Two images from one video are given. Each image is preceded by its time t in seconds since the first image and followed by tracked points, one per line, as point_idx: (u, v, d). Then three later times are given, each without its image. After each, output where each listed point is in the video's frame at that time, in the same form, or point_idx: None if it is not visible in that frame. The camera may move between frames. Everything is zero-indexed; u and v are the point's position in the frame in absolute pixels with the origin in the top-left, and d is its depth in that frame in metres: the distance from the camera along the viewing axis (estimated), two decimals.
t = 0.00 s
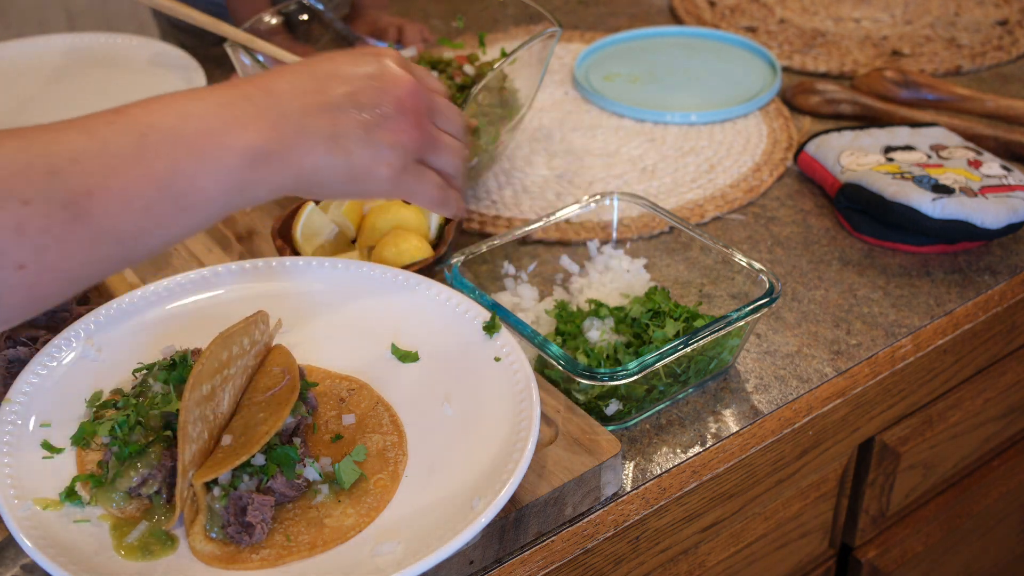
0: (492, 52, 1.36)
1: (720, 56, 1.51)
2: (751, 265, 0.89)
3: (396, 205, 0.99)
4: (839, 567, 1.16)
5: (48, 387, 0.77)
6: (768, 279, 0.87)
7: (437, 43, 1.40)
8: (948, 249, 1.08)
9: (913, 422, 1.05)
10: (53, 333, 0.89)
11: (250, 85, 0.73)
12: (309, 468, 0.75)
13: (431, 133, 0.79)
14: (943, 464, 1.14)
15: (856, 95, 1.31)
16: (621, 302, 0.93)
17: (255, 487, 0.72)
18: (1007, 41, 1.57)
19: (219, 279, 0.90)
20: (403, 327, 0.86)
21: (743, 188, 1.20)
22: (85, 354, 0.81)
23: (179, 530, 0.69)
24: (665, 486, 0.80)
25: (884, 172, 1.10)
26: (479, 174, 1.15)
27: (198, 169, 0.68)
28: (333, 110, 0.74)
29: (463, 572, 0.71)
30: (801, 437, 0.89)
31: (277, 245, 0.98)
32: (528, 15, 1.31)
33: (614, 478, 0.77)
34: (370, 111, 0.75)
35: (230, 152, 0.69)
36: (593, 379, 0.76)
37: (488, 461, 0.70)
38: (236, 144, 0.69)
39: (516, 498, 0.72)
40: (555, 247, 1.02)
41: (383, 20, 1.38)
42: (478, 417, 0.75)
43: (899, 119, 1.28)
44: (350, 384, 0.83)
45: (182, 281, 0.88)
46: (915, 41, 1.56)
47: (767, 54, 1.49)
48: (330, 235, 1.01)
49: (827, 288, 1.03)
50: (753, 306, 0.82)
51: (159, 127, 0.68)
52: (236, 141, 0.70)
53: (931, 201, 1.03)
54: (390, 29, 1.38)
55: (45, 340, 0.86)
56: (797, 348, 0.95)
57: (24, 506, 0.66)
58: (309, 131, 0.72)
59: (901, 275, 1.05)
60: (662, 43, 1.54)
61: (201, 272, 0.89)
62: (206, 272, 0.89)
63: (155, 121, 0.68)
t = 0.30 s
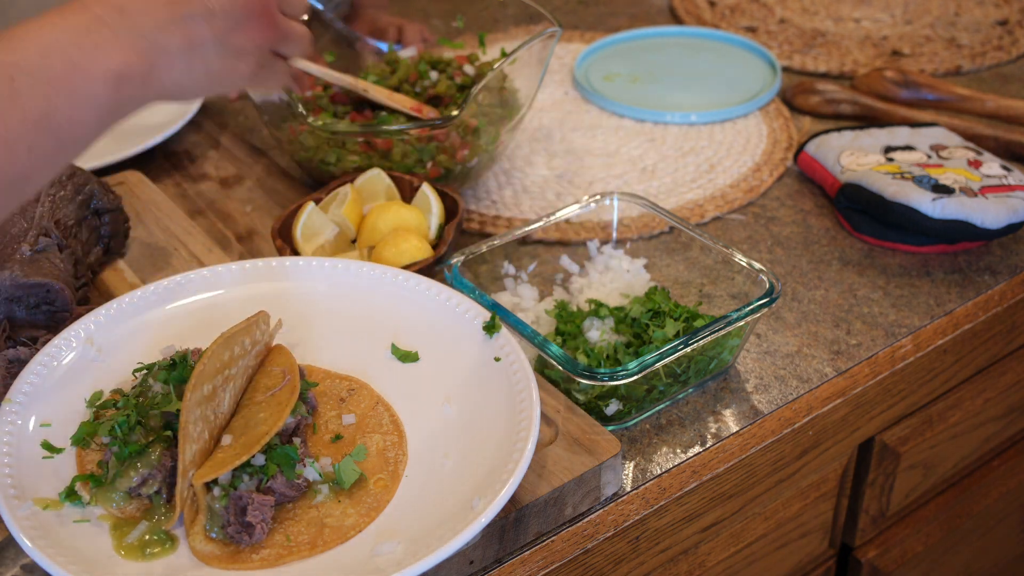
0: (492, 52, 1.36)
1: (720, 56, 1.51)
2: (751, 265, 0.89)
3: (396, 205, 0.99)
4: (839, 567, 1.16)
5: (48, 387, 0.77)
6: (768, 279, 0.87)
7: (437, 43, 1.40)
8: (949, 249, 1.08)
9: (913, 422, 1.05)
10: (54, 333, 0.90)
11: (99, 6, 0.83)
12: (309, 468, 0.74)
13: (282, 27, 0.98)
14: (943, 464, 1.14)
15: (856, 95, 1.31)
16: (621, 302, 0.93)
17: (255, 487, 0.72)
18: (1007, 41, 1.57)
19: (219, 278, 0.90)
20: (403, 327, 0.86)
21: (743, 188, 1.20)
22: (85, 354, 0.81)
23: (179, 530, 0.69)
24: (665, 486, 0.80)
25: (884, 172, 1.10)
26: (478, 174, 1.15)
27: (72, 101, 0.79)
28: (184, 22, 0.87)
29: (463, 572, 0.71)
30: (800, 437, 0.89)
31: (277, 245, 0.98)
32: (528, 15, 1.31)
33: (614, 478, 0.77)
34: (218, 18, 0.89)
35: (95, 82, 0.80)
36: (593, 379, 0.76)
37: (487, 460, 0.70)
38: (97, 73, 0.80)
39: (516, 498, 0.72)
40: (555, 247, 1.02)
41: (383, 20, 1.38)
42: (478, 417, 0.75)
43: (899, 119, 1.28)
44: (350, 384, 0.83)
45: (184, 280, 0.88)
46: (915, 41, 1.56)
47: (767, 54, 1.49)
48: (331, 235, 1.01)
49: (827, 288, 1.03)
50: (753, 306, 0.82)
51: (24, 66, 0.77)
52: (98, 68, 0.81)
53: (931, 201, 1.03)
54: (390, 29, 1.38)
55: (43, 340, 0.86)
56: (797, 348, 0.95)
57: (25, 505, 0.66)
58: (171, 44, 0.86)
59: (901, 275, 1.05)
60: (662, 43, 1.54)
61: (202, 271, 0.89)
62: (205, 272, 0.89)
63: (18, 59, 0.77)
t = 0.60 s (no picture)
0: (492, 52, 1.36)
1: (719, 56, 1.51)
2: (751, 265, 0.89)
3: (396, 205, 0.99)
4: (839, 567, 1.16)
5: (48, 388, 0.77)
6: (768, 278, 0.87)
7: (437, 43, 1.40)
8: (948, 249, 1.08)
9: (913, 421, 1.05)
10: (53, 333, 0.89)
11: None
12: (309, 468, 0.74)
13: None
14: (943, 464, 1.14)
15: (856, 95, 1.31)
16: (621, 302, 0.93)
17: (255, 487, 0.72)
18: (1007, 41, 1.57)
19: (218, 281, 0.90)
20: (403, 327, 0.86)
21: (743, 188, 1.20)
22: (85, 354, 0.81)
23: (179, 530, 0.69)
24: (664, 486, 0.80)
25: (884, 172, 1.10)
26: (478, 175, 1.15)
27: None
28: None
29: (463, 572, 0.71)
30: (800, 437, 0.89)
31: (277, 245, 0.98)
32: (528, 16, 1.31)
33: (614, 478, 0.77)
34: None
35: None
36: (593, 379, 0.76)
37: (487, 460, 0.70)
38: None
39: (516, 498, 0.72)
40: (555, 247, 1.02)
41: (383, 20, 1.38)
42: (478, 417, 0.75)
43: (899, 119, 1.28)
44: (350, 384, 0.83)
45: (183, 281, 0.89)
46: (915, 41, 1.56)
47: (767, 54, 1.49)
48: (331, 235, 1.01)
49: (827, 288, 1.03)
50: (753, 306, 0.82)
51: None
52: None
53: (931, 201, 1.03)
54: (390, 29, 1.38)
55: (44, 340, 0.86)
56: (796, 348, 0.95)
57: (24, 505, 0.66)
58: None
59: (901, 275, 1.05)
60: (662, 43, 1.54)
61: (201, 272, 0.90)
62: (206, 273, 0.90)
63: None
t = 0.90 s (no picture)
0: (492, 52, 1.36)
1: (719, 57, 1.51)
2: (751, 265, 0.89)
3: (396, 205, 0.99)
4: (839, 568, 1.16)
5: (48, 387, 0.77)
6: (768, 279, 0.87)
7: (437, 43, 1.40)
8: (948, 249, 1.08)
9: (913, 421, 1.05)
10: (53, 333, 0.89)
11: None
12: (309, 468, 0.74)
13: None
14: (943, 464, 1.14)
15: (856, 95, 1.31)
16: (621, 302, 0.93)
17: (255, 487, 0.72)
18: (1007, 41, 1.57)
19: (219, 281, 0.90)
20: (403, 327, 0.86)
21: (743, 188, 1.20)
22: (85, 354, 0.81)
23: (179, 530, 0.69)
24: (664, 486, 0.80)
25: (884, 172, 1.10)
26: (478, 175, 1.15)
27: None
28: None
29: (463, 572, 0.71)
30: (800, 437, 0.89)
31: (277, 245, 0.98)
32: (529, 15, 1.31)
33: (614, 478, 0.77)
34: None
35: None
36: (593, 379, 0.76)
37: (488, 460, 0.70)
38: None
39: (517, 498, 0.72)
40: (555, 247, 1.02)
41: (383, 20, 1.39)
42: (478, 418, 0.75)
43: (899, 119, 1.28)
44: (350, 384, 0.83)
45: (184, 281, 0.89)
46: (915, 41, 1.56)
47: (767, 54, 1.49)
48: (331, 234, 1.01)
49: (827, 288, 1.03)
50: (754, 306, 0.82)
51: None
52: None
53: (931, 201, 1.03)
54: (390, 29, 1.38)
55: (44, 340, 0.86)
56: (797, 348, 0.95)
57: (24, 504, 0.66)
58: None
59: (901, 275, 1.05)
60: (662, 43, 1.54)
61: (202, 272, 0.90)
62: (206, 273, 0.90)
63: None
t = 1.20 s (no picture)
0: (492, 52, 1.36)
1: (719, 56, 1.51)
2: (751, 266, 0.89)
3: (396, 205, 0.99)
4: (839, 568, 1.16)
5: (47, 387, 0.77)
6: (768, 279, 0.87)
7: (437, 43, 1.40)
8: (948, 249, 1.08)
9: (913, 421, 1.05)
10: (53, 334, 0.89)
11: None
12: (309, 468, 0.74)
13: None
14: (943, 464, 1.14)
15: (856, 96, 1.31)
16: (621, 302, 0.93)
17: (255, 487, 0.72)
18: (1007, 41, 1.57)
19: (219, 281, 0.90)
20: (402, 327, 0.86)
21: (743, 188, 1.20)
22: (85, 354, 0.81)
23: (179, 530, 0.69)
24: (664, 486, 0.80)
25: (884, 172, 1.10)
26: (478, 175, 1.16)
27: None
28: None
29: (463, 572, 0.71)
30: (800, 437, 0.89)
31: (277, 245, 0.98)
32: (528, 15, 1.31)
33: (613, 478, 0.77)
34: None
35: None
36: (593, 379, 0.76)
37: (488, 461, 0.70)
38: None
39: (516, 498, 0.72)
40: (555, 247, 1.02)
41: (383, 20, 1.39)
42: (477, 418, 0.75)
43: (899, 119, 1.28)
44: (350, 384, 0.83)
45: (183, 281, 0.89)
46: (915, 41, 1.56)
47: (768, 54, 1.49)
48: (331, 235, 1.01)
49: (827, 288, 1.03)
50: (753, 306, 0.82)
51: None
52: None
53: (931, 201, 1.03)
54: (391, 29, 1.38)
55: (44, 340, 0.86)
56: (797, 348, 0.95)
57: (24, 504, 0.66)
58: None
59: (901, 275, 1.05)
60: (662, 43, 1.54)
61: (202, 272, 0.90)
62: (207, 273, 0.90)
63: None
